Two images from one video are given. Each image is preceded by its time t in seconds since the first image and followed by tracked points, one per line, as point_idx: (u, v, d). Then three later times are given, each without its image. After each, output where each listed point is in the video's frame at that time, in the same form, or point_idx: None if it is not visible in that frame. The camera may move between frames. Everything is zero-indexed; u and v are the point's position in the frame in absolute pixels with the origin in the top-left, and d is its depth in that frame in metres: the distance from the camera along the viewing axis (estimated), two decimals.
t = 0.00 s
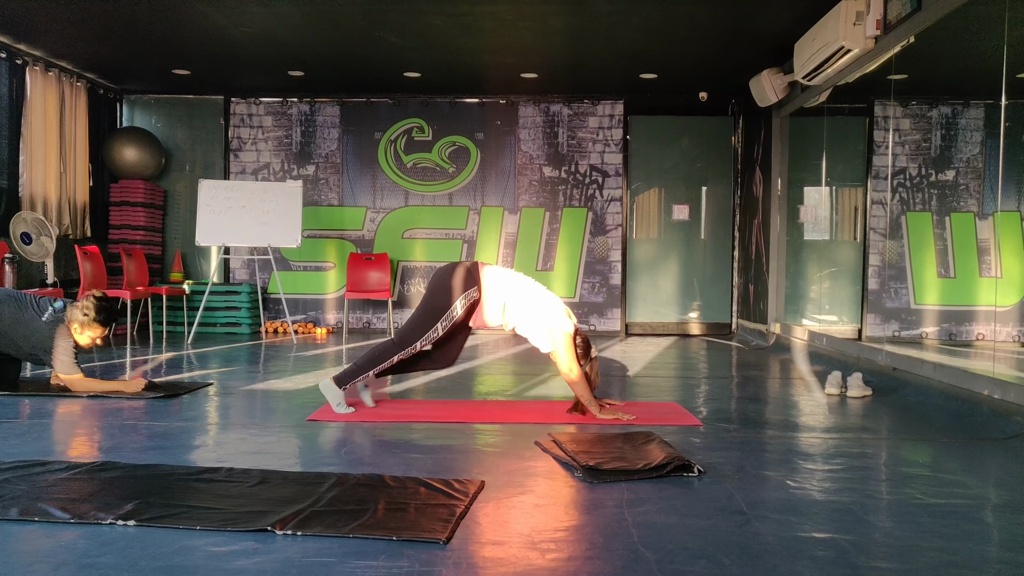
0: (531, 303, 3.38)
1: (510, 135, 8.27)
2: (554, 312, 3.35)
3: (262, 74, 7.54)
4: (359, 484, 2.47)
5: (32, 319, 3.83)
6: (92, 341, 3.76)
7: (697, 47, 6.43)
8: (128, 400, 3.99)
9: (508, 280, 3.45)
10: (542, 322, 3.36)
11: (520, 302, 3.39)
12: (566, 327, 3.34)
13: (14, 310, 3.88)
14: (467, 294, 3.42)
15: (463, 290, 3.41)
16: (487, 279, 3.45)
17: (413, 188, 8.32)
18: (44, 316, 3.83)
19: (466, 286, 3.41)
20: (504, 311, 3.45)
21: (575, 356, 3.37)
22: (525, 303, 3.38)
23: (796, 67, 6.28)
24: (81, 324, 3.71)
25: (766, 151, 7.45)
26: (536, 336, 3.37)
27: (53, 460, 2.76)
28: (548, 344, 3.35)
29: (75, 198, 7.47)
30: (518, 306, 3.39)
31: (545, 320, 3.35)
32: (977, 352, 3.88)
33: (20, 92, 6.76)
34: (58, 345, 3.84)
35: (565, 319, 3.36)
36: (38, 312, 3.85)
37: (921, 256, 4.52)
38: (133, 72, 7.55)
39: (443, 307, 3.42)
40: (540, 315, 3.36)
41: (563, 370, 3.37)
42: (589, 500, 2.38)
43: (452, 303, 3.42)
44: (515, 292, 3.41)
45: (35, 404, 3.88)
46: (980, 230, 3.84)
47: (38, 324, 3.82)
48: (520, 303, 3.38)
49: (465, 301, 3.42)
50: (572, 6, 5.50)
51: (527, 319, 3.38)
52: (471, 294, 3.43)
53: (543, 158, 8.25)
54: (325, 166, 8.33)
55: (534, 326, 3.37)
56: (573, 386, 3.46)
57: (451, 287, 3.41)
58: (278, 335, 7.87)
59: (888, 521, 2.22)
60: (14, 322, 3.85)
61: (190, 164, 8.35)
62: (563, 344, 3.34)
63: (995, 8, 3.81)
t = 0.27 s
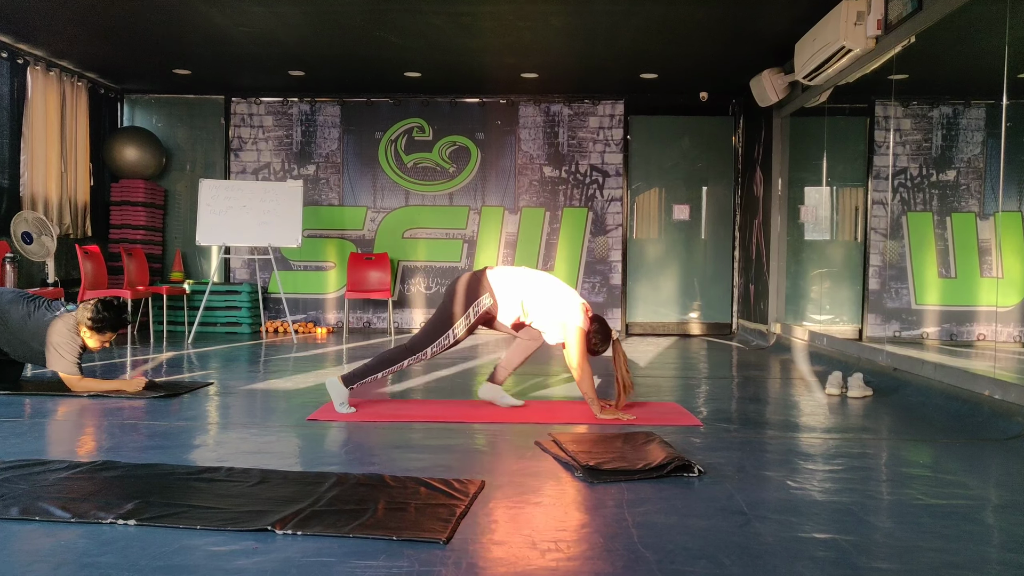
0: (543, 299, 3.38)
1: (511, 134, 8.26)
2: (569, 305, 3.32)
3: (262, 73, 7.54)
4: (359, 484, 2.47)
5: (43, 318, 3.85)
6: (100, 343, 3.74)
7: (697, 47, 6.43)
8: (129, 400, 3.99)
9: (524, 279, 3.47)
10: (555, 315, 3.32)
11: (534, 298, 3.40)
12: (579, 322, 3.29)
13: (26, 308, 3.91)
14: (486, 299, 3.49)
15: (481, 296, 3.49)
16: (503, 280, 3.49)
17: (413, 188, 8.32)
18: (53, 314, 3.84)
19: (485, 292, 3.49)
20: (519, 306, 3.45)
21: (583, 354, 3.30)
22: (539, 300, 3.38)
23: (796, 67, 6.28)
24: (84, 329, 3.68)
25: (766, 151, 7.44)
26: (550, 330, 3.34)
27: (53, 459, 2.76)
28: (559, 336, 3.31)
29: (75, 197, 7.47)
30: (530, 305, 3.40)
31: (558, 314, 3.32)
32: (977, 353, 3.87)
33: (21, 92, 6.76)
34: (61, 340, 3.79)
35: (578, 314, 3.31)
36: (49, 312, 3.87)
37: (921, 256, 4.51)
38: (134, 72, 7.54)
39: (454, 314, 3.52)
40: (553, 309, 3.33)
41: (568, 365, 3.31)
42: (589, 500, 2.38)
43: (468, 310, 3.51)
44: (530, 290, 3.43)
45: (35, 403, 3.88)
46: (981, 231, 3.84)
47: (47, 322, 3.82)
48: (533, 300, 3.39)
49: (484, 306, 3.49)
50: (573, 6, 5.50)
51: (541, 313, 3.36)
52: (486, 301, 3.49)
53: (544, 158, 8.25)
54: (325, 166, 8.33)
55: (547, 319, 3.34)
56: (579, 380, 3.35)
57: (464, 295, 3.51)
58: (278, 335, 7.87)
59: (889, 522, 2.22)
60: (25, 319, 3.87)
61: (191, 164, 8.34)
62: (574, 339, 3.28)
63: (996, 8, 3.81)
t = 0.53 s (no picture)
0: (547, 305, 3.40)
1: (509, 135, 8.26)
2: (569, 306, 3.30)
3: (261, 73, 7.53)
4: (357, 484, 2.47)
5: (43, 318, 3.85)
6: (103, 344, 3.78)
7: (696, 47, 6.43)
8: (127, 400, 3.99)
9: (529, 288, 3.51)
10: (558, 315, 3.33)
11: (538, 306, 3.43)
12: (579, 321, 3.27)
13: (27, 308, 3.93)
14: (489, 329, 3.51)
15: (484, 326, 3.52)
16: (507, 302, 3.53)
17: (412, 188, 8.31)
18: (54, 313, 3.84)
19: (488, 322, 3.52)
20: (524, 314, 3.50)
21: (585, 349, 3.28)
22: (544, 305, 3.40)
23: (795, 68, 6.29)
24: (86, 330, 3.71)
25: (765, 151, 7.44)
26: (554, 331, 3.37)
27: (51, 459, 2.76)
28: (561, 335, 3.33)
29: (73, 197, 7.46)
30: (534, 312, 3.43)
31: (561, 314, 3.33)
32: (976, 353, 3.88)
33: (19, 91, 6.75)
34: (59, 340, 3.75)
35: (579, 313, 3.27)
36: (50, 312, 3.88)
37: (919, 256, 4.52)
38: (132, 72, 7.54)
39: (458, 347, 3.54)
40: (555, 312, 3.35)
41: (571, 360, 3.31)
42: (588, 500, 2.39)
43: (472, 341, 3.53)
44: (534, 299, 3.45)
45: (32, 403, 3.87)
46: (979, 231, 3.84)
47: (45, 321, 3.81)
48: (538, 306, 3.42)
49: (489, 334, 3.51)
50: (572, 6, 5.50)
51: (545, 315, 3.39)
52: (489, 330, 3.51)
53: (542, 158, 8.25)
54: (324, 166, 8.33)
55: (552, 321, 3.37)
56: (579, 378, 3.35)
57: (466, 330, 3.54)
58: (276, 335, 7.87)
59: (887, 522, 2.22)
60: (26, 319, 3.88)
61: (189, 164, 8.34)
62: (575, 338, 3.28)
63: (995, 9, 3.81)
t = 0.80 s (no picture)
0: (548, 309, 3.40)
1: (509, 134, 8.26)
2: (569, 307, 3.31)
3: (260, 73, 7.53)
4: (357, 484, 2.47)
5: (47, 317, 3.85)
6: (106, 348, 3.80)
7: (696, 47, 6.43)
8: (126, 400, 3.98)
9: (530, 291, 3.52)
10: (558, 317, 3.34)
11: (539, 309, 3.44)
12: (578, 321, 3.27)
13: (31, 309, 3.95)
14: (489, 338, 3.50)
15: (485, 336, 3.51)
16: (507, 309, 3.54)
17: (411, 188, 8.31)
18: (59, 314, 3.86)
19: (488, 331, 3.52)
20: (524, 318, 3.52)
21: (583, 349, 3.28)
22: (545, 308, 3.41)
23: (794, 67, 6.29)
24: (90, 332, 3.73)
25: (765, 151, 7.44)
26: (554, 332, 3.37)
27: (50, 459, 2.75)
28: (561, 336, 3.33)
29: (72, 196, 7.46)
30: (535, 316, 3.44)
31: (561, 316, 3.33)
32: (975, 353, 3.88)
33: (18, 90, 6.74)
34: (62, 338, 3.75)
35: (579, 313, 3.28)
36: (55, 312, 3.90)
37: (919, 256, 4.51)
38: (131, 71, 7.53)
39: (458, 358, 3.53)
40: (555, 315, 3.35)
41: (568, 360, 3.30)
42: (587, 499, 2.39)
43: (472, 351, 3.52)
44: (535, 302, 3.46)
45: (31, 403, 3.86)
46: (979, 231, 3.84)
47: (49, 320, 3.81)
48: (539, 309, 3.43)
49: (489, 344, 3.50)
50: (571, 5, 5.49)
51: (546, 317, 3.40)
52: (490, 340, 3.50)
53: (542, 158, 8.25)
54: (324, 165, 8.32)
55: (553, 322, 3.37)
56: (578, 379, 3.34)
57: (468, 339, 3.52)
58: (276, 335, 7.86)
59: (886, 522, 2.22)
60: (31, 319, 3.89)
61: (189, 163, 8.33)
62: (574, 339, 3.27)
63: (995, 8, 3.81)
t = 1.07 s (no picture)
0: (553, 293, 3.44)
1: (509, 134, 8.26)
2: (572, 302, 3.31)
3: (261, 73, 7.53)
4: (357, 484, 2.47)
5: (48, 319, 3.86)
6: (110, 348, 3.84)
7: (696, 47, 6.43)
8: (127, 400, 3.98)
9: (535, 277, 3.54)
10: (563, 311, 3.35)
11: (544, 295, 3.46)
12: (579, 315, 3.27)
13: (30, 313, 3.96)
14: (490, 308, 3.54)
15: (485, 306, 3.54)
16: (513, 277, 3.56)
17: (411, 188, 8.31)
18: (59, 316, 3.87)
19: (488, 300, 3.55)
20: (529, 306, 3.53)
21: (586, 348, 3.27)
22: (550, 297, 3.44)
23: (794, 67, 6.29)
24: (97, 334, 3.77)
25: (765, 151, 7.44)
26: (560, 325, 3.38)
27: (50, 459, 2.75)
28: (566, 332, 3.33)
29: (73, 196, 7.46)
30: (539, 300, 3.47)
31: (566, 311, 3.34)
32: (975, 353, 3.88)
33: (18, 91, 6.74)
34: (65, 339, 3.77)
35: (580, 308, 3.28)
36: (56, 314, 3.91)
37: (920, 256, 4.51)
38: (131, 72, 7.53)
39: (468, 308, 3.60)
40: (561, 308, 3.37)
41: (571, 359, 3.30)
42: (587, 499, 2.39)
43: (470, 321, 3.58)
44: (540, 286, 3.49)
45: (31, 403, 3.87)
46: (979, 231, 3.83)
47: (50, 322, 3.82)
48: (544, 297, 3.45)
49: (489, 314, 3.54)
50: (571, 5, 5.49)
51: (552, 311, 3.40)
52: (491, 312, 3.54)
53: (542, 158, 8.24)
54: (324, 166, 8.32)
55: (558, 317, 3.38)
56: (582, 377, 3.34)
57: (470, 306, 3.59)
58: (276, 335, 7.87)
59: (886, 522, 2.22)
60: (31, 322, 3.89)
61: (189, 164, 8.33)
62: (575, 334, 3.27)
63: (994, 8, 3.81)
